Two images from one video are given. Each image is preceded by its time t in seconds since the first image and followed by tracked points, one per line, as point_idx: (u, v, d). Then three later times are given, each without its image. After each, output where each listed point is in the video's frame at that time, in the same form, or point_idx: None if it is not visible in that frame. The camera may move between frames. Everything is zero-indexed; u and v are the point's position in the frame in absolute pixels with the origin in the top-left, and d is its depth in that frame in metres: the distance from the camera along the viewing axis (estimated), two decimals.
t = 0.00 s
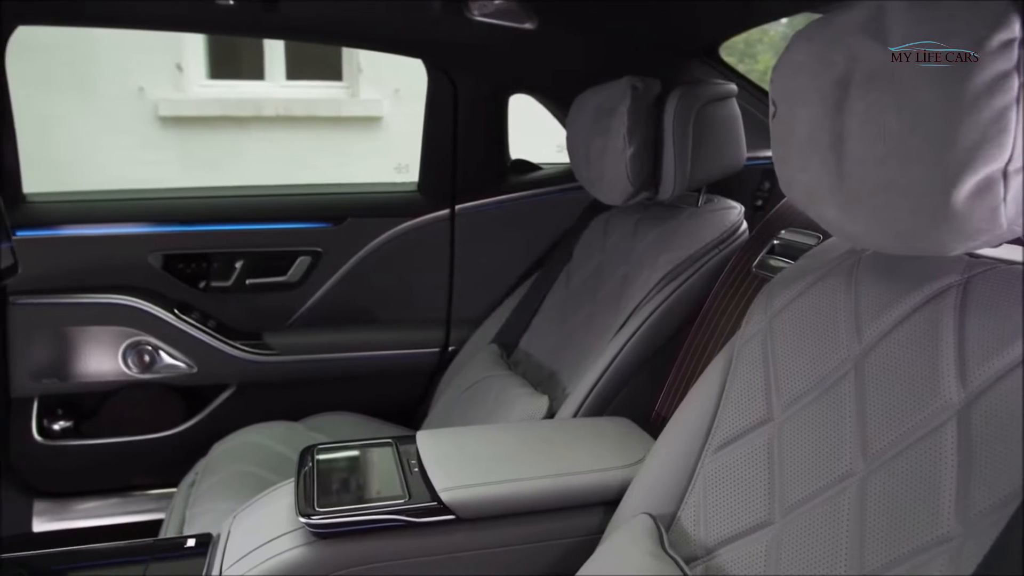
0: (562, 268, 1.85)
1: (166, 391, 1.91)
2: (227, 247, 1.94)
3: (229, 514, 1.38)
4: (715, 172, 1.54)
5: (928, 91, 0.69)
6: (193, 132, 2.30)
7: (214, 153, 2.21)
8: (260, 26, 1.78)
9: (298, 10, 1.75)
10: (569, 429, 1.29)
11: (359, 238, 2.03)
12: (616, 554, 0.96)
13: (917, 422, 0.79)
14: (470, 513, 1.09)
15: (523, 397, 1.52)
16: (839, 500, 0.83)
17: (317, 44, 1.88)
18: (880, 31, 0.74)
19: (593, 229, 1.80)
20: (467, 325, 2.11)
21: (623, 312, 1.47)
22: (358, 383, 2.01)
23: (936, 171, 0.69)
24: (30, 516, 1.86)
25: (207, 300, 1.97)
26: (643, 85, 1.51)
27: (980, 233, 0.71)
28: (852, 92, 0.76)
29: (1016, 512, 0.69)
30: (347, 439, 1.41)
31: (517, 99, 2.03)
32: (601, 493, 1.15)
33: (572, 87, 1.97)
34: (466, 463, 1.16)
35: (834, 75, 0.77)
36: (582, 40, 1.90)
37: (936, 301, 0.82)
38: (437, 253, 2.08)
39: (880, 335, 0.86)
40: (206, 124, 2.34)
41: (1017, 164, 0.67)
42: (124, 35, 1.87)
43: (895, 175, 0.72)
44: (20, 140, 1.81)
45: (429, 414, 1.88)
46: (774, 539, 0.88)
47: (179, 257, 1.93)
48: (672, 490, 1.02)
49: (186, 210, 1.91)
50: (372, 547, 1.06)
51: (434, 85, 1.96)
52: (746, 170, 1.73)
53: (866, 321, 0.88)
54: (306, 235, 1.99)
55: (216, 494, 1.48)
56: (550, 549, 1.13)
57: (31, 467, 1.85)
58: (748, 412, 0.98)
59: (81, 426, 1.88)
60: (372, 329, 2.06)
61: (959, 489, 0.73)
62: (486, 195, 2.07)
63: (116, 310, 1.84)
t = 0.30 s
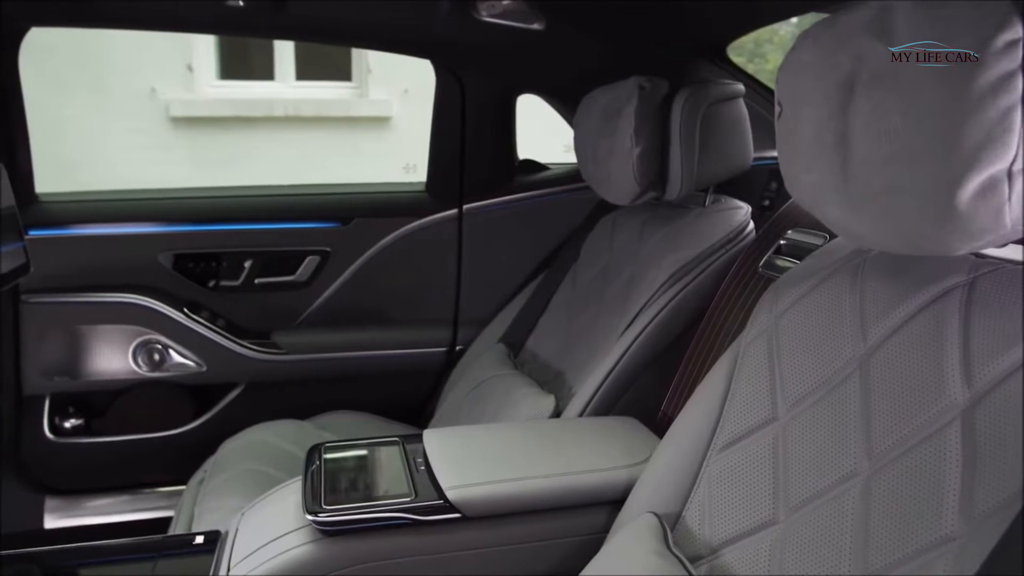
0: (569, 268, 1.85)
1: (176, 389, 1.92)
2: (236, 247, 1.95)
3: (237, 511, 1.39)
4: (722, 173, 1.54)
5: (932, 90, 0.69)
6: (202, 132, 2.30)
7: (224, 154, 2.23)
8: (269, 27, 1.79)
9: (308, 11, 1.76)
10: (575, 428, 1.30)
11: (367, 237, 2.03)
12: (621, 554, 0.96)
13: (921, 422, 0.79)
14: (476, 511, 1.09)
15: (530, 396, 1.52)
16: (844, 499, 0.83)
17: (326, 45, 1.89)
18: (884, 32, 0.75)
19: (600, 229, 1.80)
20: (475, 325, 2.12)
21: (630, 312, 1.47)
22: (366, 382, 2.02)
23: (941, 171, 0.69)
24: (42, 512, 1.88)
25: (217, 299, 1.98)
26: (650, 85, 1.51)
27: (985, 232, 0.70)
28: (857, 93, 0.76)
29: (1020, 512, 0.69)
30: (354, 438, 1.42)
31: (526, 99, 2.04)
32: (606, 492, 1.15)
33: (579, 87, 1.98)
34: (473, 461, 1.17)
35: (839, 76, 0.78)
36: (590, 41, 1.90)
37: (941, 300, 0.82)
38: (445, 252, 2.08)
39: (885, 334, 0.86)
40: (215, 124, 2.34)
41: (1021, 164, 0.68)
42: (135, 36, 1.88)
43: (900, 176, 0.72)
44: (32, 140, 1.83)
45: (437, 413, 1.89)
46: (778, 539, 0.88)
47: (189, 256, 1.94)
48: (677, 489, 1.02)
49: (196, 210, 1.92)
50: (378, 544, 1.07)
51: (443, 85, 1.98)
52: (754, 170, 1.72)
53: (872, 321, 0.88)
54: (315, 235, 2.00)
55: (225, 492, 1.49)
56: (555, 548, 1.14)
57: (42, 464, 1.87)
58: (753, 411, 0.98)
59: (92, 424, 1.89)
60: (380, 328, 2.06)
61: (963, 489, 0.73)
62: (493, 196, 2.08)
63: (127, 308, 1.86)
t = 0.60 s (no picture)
0: (579, 267, 1.86)
1: (188, 388, 1.94)
2: (248, 247, 1.97)
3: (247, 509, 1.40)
4: (731, 172, 1.54)
5: (937, 90, 0.69)
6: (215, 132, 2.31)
7: (238, 154, 2.24)
8: (281, 29, 1.80)
9: (319, 12, 1.78)
10: (583, 427, 1.30)
11: (378, 237, 2.04)
12: (627, 553, 0.96)
13: (927, 422, 0.79)
14: (483, 509, 1.10)
15: (539, 395, 1.53)
16: (849, 499, 0.83)
17: (338, 45, 1.90)
18: (890, 32, 0.75)
19: (609, 229, 1.81)
20: (485, 325, 2.12)
21: (639, 312, 1.47)
22: (376, 381, 2.03)
23: (947, 171, 0.70)
24: (56, 508, 1.90)
25: (229, 298, 2.00)
26: (659, 85, 1.51)
27: (991, 232, 0.71)
28: (863, 93, 0.76)
29: None
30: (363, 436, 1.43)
31: (536, 99, 2.05)
32: (613, 491, 1.15)
33: (589, 87, 1.98)
34: (480, 460, 1.18)
35: (845, 75, 0.78)
36: (601, 41, 1.90)
37: (948, 300, 0.82)
38: (455, 252, 2.09)
39: (892, 334, 0.86)
40: (229, 125, 2.35)
41: None
42: (149, 37, 1.90)
43: (907, 175, 0.73)
44: (49, 143, 1.86)
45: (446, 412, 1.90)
46: (784, 538, 0.88)
47: (202, 255, 1.95)
48: (685, 488, 1.02)
49: (209, 210, 1.94)
50: (386, 541, 1.07)
51: (453, 86, 1.99)
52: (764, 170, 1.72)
53: (878, 321, 0.88)
54: (326, 234, 2.01)
55: (236, 489, 1.50)
56: (562, 546, 1.14)
57: (57, 460, 1.89)
58: (760, 411, 0.98)
59: (106, 421, 1.91)
60: (390, 327, 2.07)
61: (969, 489, 0.73)
62: (503, 196, 2.09)
63: (140, 307, 1.87)
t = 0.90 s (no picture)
0: (588, 267, 1.86)
1: (200, 386, 1.96)
2: (259, 246, 1.98)
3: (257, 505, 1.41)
4: (740, 172, 1.54)
5: (942, 91, 0.69)
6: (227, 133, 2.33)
7: (249, 154, 2.26)
8: (293, 30, 1.82)
9: (330, 13, 1.79)
10: (591, 426, 1.30)
11: (388, 237, 2.05)
12: (633, 552, 0.97)
13: (933, 422, 0.79)
14: (490, 507, 1.11)
15: (547, 394, 1.53)
16: (855, 499, 0.83)
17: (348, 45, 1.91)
18: (897, 32, 0.75)
19: (618, 229, 1.81)
20: (494, 324, 2.13)
21: (647, 311, 1.48)
22: (385, 380, 2.04)
23: (951, 171, 0.70)
24: (70, 504, 1.92)
25: (240, 297, 2.01)
26: (668, 85, 1.52)
27: (995, 233, 0.71)
28: (868, 93, 0.76)
29: None
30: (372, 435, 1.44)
31: (546, 99, 2.06)
32: (619, 489, 1.16)
33: (598, 88, 1.99)
34: (488, 458, 1.18)
35: (852, 76, 0.78)
36: (611, 41, 1.91)
37: (954, 300, 0.82)
38: (465, 252, 2.10)
39: (898, 334, 0.86)
40: (240, 125, 2.37)
41: None
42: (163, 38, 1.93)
43: (912, 175, 0.73)
44: (65, 145, 1.89)
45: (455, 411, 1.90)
46: (790, 538, 0.88)
47: (214, 254, 1.97)
48: (691, 487, 1.03)
49: (220, 209, 1.96)
50: (394, 538, 1.08)
51: (463, 86, 2.00)
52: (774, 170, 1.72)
53: (885, 321, 0.88)
54: (336, 234, 2.03)
55: (247, 486, 1.51)
56: (569, 544, 1.15)
57: (70, 457, 1.91)
58: (767, 410, 0.98)
59: (119, 419, 1.94)
60: (400, 327, 2.08)
61: (974, 489, 0.73)
62: (512, 196, 2.09)
63: (152, 306, 1.89)
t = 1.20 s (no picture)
0: (599, 267, 1.86)
1: (214, 384, 1.98)
2: (273, 245, 2.00)
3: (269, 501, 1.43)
4: (751, 172, 1.53)
5: (947, 91, 0.70)
6: (242, 134, 2.35)
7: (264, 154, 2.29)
8: (306, 31, 1.84)
9: (343, 14, 1.80)
10: (601, 425, 1.31)
11: (400, 237, 2.07)
12: (640, 551, 0.97)
13: (939, 422, 0.79)
14: (499, 505, 1.11)
15: (558, 393, 1.54)
16: (861, 499, 0.83)
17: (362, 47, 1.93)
18: (904, 31, 0.75)
19: (629, 229, 1.81)
20: (505, 324, 2.14)
21: (657, 311, 1.48)
22: (397, 379, 2.05)
23: (957, 171, 0.70)
24: (87, 500, 1.95)
25: (254, 295, 2.03)
26: (679, 85, 1.52)
27: (1001, 233, 0.71)
28: (875, 93, 0.76)
29: None
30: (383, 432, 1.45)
31: (557, 99, 2.06)
32: (628, 488, 1.16)
33: (610, 88, 1.99)
34: (497, 456, 1.19)
35: (858, 75, 0.78)
36: (623, 41, 1.91)
37: (962, 301, 0.82)
38: (477, 251, 2.11)
39: (906, 334, 0.86)
40: (257, 126, 2.39)
41: None
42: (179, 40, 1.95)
43: (917, 175, 0.73)
44: (82, 146, 1.91)
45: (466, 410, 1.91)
46: (796, 537, 0.89)
47: (228, 254, 1.99)
48: (699, 485, 1.03)
49: (235, 208, 1.97)
50: (403, 535, 1.09)
51: (475, 86, 2.01)
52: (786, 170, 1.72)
53: (892, 321, 0.88)
54: (349, 233, 2.04)
55: (259, 483, 1.53)
56: (579, 542, 1.16)
57: (86, 453, 1.93)
58: (774, 410, 0.99)
59: (134, 415, 1.96)
60: (412, 326, 2.09)
61: (979, 490, 0.73)
62: (524, 196, 2.10)
63: (167, 304, 1.92)
